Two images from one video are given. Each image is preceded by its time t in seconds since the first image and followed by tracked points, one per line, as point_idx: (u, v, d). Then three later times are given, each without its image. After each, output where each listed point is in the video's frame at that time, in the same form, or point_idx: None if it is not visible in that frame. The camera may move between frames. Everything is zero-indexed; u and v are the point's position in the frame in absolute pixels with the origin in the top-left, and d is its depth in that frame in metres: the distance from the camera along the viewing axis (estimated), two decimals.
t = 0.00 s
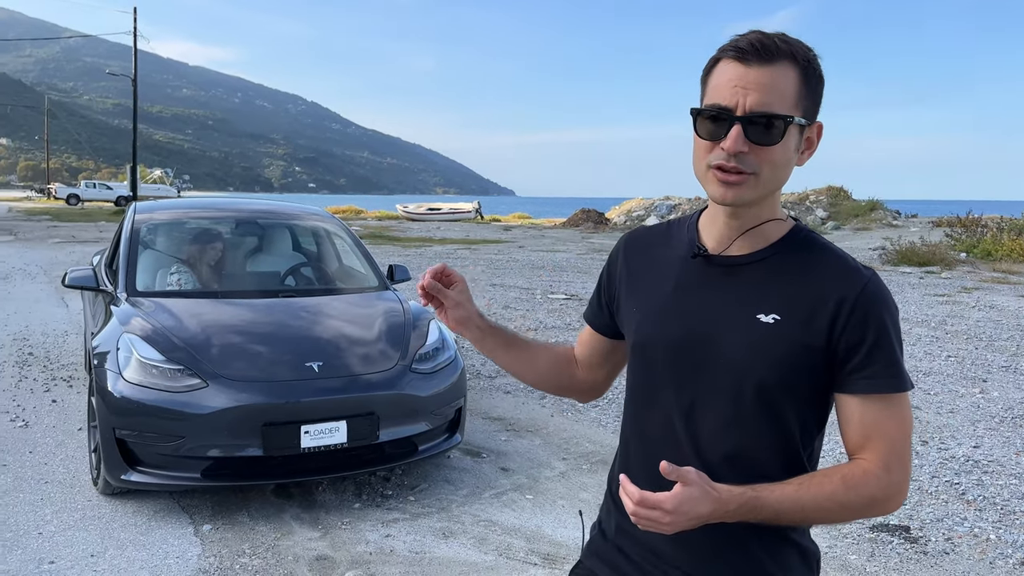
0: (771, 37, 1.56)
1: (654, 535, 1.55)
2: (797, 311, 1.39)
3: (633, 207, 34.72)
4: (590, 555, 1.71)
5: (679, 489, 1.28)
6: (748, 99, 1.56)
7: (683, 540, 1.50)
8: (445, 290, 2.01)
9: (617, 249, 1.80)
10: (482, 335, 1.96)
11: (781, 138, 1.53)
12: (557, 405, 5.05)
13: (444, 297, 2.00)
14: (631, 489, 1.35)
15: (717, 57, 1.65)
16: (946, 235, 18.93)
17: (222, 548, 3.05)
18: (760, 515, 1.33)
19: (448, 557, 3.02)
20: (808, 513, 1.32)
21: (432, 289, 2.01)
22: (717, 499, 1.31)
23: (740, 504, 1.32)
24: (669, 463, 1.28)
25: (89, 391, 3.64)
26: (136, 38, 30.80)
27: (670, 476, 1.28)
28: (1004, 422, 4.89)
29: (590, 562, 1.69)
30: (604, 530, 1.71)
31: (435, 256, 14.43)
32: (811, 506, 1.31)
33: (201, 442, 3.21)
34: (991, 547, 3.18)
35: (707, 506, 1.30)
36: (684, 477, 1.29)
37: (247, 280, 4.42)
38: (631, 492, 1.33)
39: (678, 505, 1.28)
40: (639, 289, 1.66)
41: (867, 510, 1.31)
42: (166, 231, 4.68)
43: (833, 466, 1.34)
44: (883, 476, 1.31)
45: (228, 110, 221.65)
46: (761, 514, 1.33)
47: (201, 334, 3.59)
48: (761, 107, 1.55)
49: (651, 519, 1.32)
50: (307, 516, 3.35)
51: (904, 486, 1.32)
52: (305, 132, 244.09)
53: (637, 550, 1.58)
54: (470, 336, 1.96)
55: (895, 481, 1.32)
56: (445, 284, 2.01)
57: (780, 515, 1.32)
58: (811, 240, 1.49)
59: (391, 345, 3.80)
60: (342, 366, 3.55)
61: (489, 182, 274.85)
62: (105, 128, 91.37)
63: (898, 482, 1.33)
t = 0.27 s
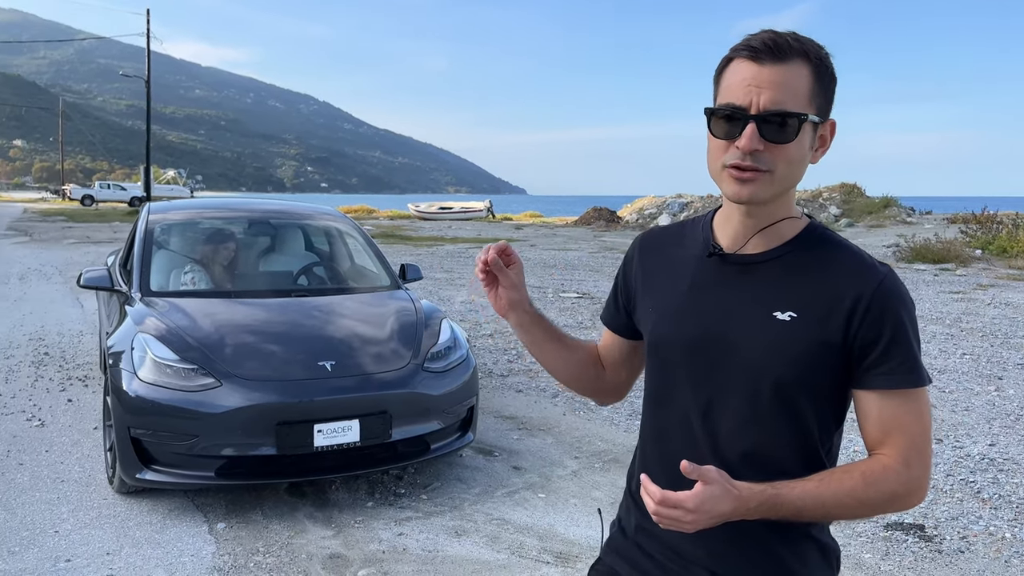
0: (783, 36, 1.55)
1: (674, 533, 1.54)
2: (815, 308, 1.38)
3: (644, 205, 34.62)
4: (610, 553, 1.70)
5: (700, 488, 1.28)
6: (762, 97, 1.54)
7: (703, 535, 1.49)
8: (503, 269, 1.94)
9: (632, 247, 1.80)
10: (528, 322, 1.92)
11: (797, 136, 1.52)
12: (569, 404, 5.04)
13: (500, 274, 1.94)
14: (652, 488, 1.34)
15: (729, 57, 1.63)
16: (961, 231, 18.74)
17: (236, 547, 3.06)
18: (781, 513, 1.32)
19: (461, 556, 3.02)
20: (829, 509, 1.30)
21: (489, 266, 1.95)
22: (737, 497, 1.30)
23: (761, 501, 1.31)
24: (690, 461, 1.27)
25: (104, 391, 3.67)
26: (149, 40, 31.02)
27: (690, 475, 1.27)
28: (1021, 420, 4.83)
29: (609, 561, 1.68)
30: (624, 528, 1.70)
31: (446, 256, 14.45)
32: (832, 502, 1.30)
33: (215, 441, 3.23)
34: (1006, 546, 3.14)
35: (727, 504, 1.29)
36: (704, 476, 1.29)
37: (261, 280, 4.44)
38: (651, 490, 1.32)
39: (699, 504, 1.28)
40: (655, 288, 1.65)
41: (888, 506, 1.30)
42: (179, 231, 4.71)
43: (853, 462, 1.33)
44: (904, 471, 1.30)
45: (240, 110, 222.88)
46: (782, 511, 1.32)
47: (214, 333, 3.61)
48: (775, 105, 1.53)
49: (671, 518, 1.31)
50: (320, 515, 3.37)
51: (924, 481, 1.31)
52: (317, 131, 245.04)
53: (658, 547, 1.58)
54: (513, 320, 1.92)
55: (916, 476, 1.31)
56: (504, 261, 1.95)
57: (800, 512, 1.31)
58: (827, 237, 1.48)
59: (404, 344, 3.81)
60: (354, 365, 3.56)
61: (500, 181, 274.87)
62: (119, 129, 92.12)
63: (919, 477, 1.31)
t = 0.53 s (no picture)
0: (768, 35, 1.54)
1: (686, 527, 1.54)
2: (830, 306, 1.37)
3: (653, 203, 34.54)
4: (623, 546, 1.70)
5: (712, 484, 1.28)
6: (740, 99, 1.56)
7: (715, 531, 1.49)
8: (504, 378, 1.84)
9: (649, 242, 1.79)
10: (557, 394, 1.85)
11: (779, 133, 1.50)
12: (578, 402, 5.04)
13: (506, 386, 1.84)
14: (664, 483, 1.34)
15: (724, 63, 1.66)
16: (972, 228, 18.61)
17: (248, 544, 3.08)
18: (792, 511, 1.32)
19: (471, 554, 3.02)
20: (841, 508, 1.31)
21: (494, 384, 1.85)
22: (749, 493, 1.30)
23: (774, 498, 1.31)
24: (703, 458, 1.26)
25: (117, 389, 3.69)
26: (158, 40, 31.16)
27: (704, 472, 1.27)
28: None
29: (622, 554, 1.68)
30: (637, 522, 1.70)
31: (454, 254, 14.46)
32: (844, 501, 1.30)
33: (226, 439, 3.25)
34: (1019, 544, 3.12)
35: (740, 501, 1.29)
36: (717, 473, 1.28)
37: (270, 279, 4.46)
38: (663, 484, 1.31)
39: (711, 499, 1.27)
40: (672, 283, 1.64)
41: (900, 507, 1.31)
42: (189, 231, 4.73)
43: (865, 462, 1.33)
44: (916, 472, 1.31)
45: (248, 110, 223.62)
46: (794, 508, 1.32)
47: (225, 332, 3.63)
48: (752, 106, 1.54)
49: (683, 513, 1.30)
50: (331, 513, 3.38)
51: (938, 483, 1.31)
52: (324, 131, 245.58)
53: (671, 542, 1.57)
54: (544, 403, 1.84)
55: (928, 477, 1.31)
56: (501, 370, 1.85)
57: (812, 510, 1.32)
58: (844, 236, 1.47)
59: (414, 342, 3.82)
60: (364, 364, 3.57)
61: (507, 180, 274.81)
62: (128, 129, 92.56)
63: (931, 479, 1.32)
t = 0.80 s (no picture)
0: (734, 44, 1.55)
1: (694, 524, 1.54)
2: (834, 307, 1.35)
3: (659, 201, 34.48)
4: (634, 536, 1.72)
5: (705, 482, 1.29)
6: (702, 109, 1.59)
7: (722, 528, 1.49)
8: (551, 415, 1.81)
9: (672, 239, 1.80)
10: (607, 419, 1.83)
11: (726, 138, 1.50)
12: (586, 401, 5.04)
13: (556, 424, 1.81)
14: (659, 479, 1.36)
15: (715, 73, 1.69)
16: (980, 226, 18.52)
17: (258, 542, 3.09)
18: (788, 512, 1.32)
19: (480, 552, 3.03)
20: (839, 510, 1.29)
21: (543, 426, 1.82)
22: (746, 492, 1.30)
23: (770, 498, 1.31)
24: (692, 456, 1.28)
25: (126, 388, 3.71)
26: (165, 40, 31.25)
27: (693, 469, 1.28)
28: None
29: (633, 546, 1.70)
30: (649, 514, 1.72)
31: (461, 253, 14.48)
32: (843, 503, 1.29)
33: (235, 437, 3.26)
34: None
35: (735, 500, 1.29)
36: (710, 471, 1.29)
37: (279, 278, 4.47)
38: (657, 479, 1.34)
39: (703, 496, 1.28)
40: (687, 278, 1.66)
41: (903, 512, 1.28)
42: (198, 230, 4.74)
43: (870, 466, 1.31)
44: (921, 478, 1.27)
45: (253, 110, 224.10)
46: (792, 509, 1.32)
47: (234, 330, 3.64)
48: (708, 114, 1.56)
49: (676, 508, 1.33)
50: (340, 510, 3.39)
51: (944, 490, 1.27)
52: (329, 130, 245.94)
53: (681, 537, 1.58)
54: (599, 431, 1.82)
55: (935, 483, 1.27)
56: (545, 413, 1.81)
57: (810, 512, 1.31)
58: (854, 234, 1.43)
59: (422, 341, 3.83)
60: (373, 362, 3.58)
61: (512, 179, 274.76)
62: (134, 129, 92.89)
63: (938, 486, 1.28)
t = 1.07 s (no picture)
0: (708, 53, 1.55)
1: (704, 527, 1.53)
2: (829, 306, 1.32)
3: (663, 200, 34.43)
4: (648, 532, 1.73)
5: (691, 478, 1.29)
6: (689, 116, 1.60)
7: (729, 531, 1.48)
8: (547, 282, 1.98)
9: (695, 238, 1.80)
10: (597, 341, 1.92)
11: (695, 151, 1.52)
12: (592, 400, 5.03)
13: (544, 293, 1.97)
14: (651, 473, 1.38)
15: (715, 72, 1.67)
16: (985, 224, 18.46)
17: (264, 541, 3.09)
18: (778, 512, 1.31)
19: (486, 551, 3.02)
20: (830, 515, 1.26)
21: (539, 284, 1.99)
22: (735, 492, 1.30)
23: (759, 499, 1.30)
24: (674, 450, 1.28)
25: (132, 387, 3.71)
26: (169, 39, 31.30)
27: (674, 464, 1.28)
28: None
29: (645, 541, 1.71)
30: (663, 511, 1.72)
31: (465, 252, 14.48)
32: (833, 508, 1.25)
33: (241, 436, 3.26)
34: None
35: (723, 498, 1.29)
36: (696, 467, 1.29)
37: (284, 277, 4.47)
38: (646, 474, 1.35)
39: (689, 493, 1.29)
40: (700, 275, 1.66)
41: (897, 522, 1.22)
42: (203, 229, 4.74)
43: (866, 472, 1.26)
44: (919, 487, 1.21)
45: (257, 109, 224.37)
46: (783, 510, 1.30)
47: (239, 329, 3.64)
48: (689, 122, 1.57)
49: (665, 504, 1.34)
50: (346, 510, 3.38)
51: (946, 500, 1.21)
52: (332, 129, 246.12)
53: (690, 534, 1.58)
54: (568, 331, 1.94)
55: (933, 493, 1.21)
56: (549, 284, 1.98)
57: (802, 514, 1.28)
58: (855, 231, 1.39)
59: (427, 340, 3.82)
60: (378, 361, 3.57)
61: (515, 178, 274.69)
62: (138, 129, 93.09)
63: (939, 495, 1.21)
